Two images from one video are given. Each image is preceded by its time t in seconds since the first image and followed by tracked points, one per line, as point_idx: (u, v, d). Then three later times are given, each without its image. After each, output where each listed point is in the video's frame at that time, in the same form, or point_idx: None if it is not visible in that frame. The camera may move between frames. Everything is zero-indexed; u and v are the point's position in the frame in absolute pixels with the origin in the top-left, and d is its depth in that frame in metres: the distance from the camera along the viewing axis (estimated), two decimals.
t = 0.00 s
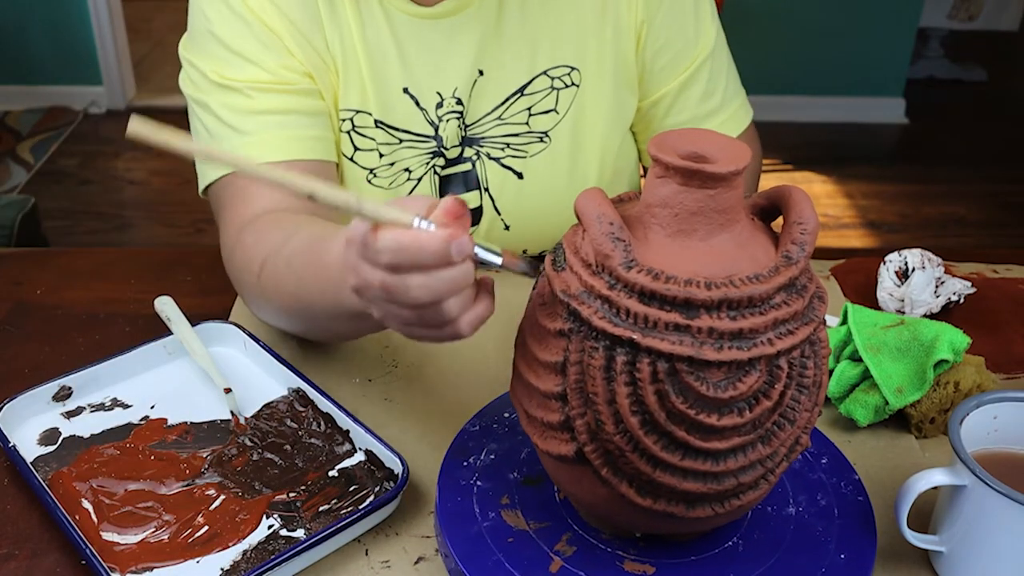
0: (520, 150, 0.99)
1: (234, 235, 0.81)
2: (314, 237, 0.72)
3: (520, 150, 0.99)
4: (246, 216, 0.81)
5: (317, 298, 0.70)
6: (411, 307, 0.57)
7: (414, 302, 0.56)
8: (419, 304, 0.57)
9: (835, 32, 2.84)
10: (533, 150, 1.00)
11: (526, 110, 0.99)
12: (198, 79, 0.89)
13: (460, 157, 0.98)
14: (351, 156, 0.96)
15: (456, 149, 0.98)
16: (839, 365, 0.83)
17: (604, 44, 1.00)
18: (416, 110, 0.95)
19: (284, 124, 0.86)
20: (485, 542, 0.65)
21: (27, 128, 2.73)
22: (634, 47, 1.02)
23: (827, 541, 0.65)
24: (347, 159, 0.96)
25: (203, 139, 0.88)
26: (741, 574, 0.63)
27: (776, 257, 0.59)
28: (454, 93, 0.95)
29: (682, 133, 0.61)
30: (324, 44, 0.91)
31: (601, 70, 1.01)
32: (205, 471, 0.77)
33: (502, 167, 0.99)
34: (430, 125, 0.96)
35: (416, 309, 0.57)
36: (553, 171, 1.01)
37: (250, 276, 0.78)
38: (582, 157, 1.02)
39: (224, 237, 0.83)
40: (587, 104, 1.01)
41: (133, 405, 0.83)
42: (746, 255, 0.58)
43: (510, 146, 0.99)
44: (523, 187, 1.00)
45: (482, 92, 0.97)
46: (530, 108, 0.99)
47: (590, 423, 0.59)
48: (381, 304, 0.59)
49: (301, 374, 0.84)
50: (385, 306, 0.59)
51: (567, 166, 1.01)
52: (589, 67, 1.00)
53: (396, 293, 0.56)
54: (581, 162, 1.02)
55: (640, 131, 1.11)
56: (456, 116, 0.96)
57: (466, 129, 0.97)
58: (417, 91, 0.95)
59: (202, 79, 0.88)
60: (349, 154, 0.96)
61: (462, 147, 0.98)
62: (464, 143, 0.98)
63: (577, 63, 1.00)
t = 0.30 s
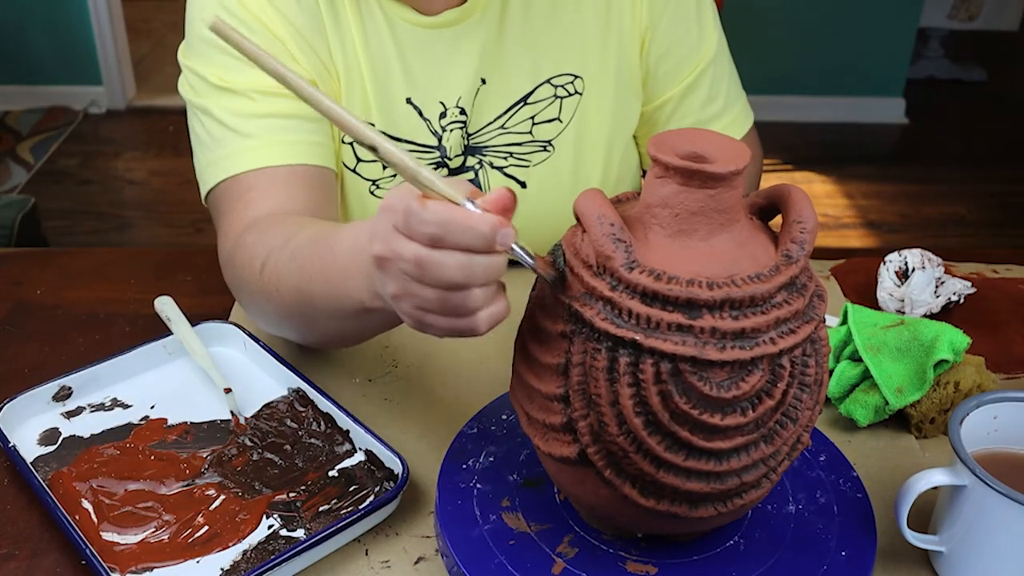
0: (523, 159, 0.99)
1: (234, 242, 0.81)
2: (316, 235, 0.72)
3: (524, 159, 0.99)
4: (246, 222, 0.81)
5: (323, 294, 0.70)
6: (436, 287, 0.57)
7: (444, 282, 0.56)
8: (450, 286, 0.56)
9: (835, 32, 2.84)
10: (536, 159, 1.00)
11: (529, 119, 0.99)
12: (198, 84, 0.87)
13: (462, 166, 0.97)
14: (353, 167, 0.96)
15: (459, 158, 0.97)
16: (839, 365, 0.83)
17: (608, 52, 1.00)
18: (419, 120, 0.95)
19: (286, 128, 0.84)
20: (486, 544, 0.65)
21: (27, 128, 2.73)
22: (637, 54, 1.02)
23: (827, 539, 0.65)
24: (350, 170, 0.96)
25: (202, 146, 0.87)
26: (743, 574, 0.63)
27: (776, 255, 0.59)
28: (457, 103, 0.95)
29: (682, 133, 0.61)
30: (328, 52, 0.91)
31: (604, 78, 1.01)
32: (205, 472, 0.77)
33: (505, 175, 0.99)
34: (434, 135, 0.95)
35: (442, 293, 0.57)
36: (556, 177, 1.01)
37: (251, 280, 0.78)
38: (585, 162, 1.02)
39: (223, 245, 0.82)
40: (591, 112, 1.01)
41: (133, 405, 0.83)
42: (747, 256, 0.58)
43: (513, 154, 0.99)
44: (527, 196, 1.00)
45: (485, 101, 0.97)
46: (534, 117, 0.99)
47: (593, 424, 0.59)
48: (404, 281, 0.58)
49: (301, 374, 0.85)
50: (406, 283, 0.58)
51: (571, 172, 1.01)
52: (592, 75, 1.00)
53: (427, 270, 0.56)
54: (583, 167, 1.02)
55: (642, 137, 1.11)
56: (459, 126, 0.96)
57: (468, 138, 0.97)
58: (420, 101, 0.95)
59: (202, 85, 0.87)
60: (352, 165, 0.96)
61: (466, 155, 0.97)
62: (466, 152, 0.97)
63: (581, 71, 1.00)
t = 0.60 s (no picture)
0: (524, 162, 0.99)
1: (237, 245, 0.81)
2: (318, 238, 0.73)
3: (525, 161, 0.99)
4: (247, 225, 0.81)
5: (323, 299, 0.70)
6: (453, 301, 0.57)
7: (461, 297, 0.56)
8: (467, 301, 0.56)
9: (834, 32, 2.84)
10: (537, 161, 1.00)
11: (530, 122, 0.99)
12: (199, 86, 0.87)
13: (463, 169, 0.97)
14: (354, 169, 0.96)
15: (460, 159, 0.97)
16: (839, 365, 0.83)
17: (609, 55, 1.00)
18: (420, 122, 0.95)
19: (289, 129, 0.84)
20: (486, 544, 0.65)
21: (26, 128, 2.73)
22: (638, 56, 1.02)
23: (827, 539, 0.65)
24: (351, 172, 0.96)
25: (206, 146, 0.87)
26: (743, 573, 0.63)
27: (777, 256, 0.59)
28: (457, 105, 0.95)
29: (682, 133, 0.61)
30: (329, 54, 0.91)
31: (605, 80, 1.01)
32: (206, 472, 0.77)
33: (506, 178, 0.99)
34: (434, 137, 0.95)
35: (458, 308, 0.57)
36: (556, 178, 1.01)
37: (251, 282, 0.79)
38: (586, 163, 1.02)
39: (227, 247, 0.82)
40: (592, 115, 1.01)
41: (134, 405, 0.83)
42: (748, 256, 0.58)
43: (514, 157, 0.99)
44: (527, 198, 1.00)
45: (486, 104, 0.97)
46: (535, 120, 0.99)
47: (594, 424, 0.59)
48: (419, 296, 0.58)
49: (302, 375, 0.85)
50: (423, 298, 0.58)
51: (573, 174, 1.01)
52: (593, 78, 1.00)
53: (445, 286, 0.55)
54: (584, 168, 1.02)
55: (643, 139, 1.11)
56: (459, 128, 0.96)
57: (469, 140, 0.97)
58: (421, 103, 0.95)
59: (204, 86, 0.86)
60: (353, 167, 0.96)
61: (467, 157, 0.97)
62: (468, 154, 0.97)
63: (582, 73, 1.00)
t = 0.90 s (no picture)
0: (522, 163, 0.99)
1: (246, 252, 0.80)
2: (326, 245, 0.72)
3: (523, 162, 0.99)
4: (256, 231, 0.81)
5: (333, 310, 0.70)
6: (454, 321, 0.56)
7: (461, 316, 0.56)
8: (469, 320, 0.56)
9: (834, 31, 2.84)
10: (535, 162, 1.00)
11: (527, 123, 0.99)
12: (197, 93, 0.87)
13: (461, 171, 0.97)
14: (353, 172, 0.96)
15: (458, 162, 0.97)
16: (839, 365, 0.83)
17: (604, 56, 1.00)
18: (417, 125, 0.95)
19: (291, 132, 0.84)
20: (478, 530, 0.65)
21: (26, 129, 2.73)
22: (634, 58, 1.02)
23: (823, 553, 0.64)
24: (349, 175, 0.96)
25: (207, 152, 0.87)
26: None
27: (775, 260, 0.59)
28: (451, 106, 0.95)
29: (682, 133, 0.61)
30: (325, 57, 0.91)
31: (602, 80, 1.01)
32: (205, 472, 0.77)
33: (504, 180, 0.99)
34: (431, 139, 0.95)
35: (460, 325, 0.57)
36: (554, 178, 1.01)
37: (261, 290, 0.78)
38: (585, 164, 1.02)
39: (236, 253, 0.82)
40: (588, 115, 1.01)
41: (134, 406, 0.83)
42: (744, 257, 0.58)
43: (512, 159, 0.99)
44: (526, 199, 1.00)
45: (483, 105, 0.97)
46: (531, 121, 0.99)
47: (580, 418, 0.60)
48: (421, 317, 0.58)
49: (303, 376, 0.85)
50: (423, 318, 0.58)
51: (568, 176, 1.01)
52: (589, 78, 1.00)
53: (445, 306, 0.55)
54: (582, 168, 1.02)
55: (639, 138, 1.10)
56: (453, 130, 0.96)
57: (467, 142, 0.97)
58: (418, 105, 0.95)
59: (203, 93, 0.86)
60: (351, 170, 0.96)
61: (465, 159, 0.97)
62: (466, 155, 0.97)
63: (578, 74, 1.00)
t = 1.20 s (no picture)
0: (518, 164, 0.99)
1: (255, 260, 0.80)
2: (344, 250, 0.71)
3: (518, 163, 0.99)
4: (261, 240, 0.81)
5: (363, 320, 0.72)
6: (439, 348, 0.60)
7: (440, 342, 0.59)
8: (449, 342, 0.59)
9: (834, 31, 2.84)
10: (530, 163, 1.00)
11: (522, 123, 0.99)
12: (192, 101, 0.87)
13: (458, 172, 0.97)
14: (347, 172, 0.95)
15: (453, 163, 0.97)
16: (839, 365, 0.83)
17: (598, 58, 1.00)
18: (410, 123, 0.95)
19: (287, 139, 0.84)
20: (474, 519, 0.66)
21: (26, 129, 2.73)
22: (628, 59, 1.02)
23: (818, 564, 0.63)
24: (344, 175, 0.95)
25: (201, 157, 0.87)
26: None
27: (774, 264, 0.59)
28: (442, 107, 0.96)
29: (688, 133, 0.61)
30: (316, 59, 0.91)
31: (596, 80, 1.00)
32: (206, 471, 0.77)
33: (500, 180, 0.99)
34: (423, 139, 0.96)
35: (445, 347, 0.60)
36: (549, 180, 1.00)
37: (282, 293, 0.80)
38: (581, 164, 1.02)
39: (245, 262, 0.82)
40: (582, 116, 1.01)
41: (133, 406, 0.83)
42: (741, 261, 0.58)
43: (508, 159, 0.99)
44: (522, 200, 1.00)
45: (476, 106, 0.97)
46: (526, 121, 0.99)
47: (570, 413, 0.60)
48: (412, 348, 0.62)
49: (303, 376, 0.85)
50: (414, 350, 0.62)
51: (564, 177, 1.01)
52: (584, 79, 1.00)
53: (421, 338, 0.59)
54: (579, 169, 1.02)
55: (635, 137, 1.10)
56: (444, 130, 0.96)
57: (462, 143, 0.97)
58: (410, 104, 0.95)
59: (198, 98, 0.86)
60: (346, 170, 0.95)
61: (461, 160, 0.97)
62: (462, 156, 0.97)
63: (572, 74, 0.99)
